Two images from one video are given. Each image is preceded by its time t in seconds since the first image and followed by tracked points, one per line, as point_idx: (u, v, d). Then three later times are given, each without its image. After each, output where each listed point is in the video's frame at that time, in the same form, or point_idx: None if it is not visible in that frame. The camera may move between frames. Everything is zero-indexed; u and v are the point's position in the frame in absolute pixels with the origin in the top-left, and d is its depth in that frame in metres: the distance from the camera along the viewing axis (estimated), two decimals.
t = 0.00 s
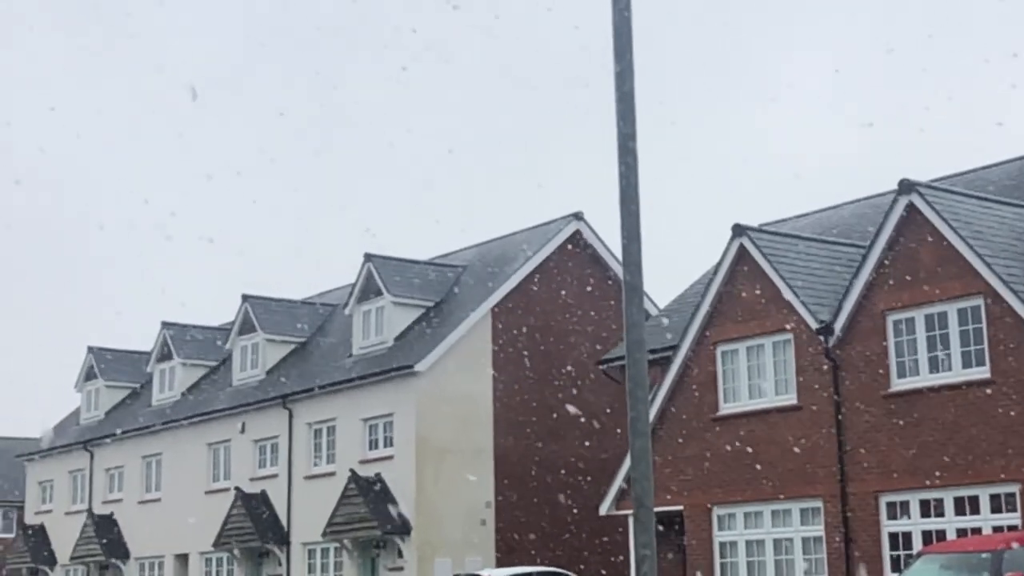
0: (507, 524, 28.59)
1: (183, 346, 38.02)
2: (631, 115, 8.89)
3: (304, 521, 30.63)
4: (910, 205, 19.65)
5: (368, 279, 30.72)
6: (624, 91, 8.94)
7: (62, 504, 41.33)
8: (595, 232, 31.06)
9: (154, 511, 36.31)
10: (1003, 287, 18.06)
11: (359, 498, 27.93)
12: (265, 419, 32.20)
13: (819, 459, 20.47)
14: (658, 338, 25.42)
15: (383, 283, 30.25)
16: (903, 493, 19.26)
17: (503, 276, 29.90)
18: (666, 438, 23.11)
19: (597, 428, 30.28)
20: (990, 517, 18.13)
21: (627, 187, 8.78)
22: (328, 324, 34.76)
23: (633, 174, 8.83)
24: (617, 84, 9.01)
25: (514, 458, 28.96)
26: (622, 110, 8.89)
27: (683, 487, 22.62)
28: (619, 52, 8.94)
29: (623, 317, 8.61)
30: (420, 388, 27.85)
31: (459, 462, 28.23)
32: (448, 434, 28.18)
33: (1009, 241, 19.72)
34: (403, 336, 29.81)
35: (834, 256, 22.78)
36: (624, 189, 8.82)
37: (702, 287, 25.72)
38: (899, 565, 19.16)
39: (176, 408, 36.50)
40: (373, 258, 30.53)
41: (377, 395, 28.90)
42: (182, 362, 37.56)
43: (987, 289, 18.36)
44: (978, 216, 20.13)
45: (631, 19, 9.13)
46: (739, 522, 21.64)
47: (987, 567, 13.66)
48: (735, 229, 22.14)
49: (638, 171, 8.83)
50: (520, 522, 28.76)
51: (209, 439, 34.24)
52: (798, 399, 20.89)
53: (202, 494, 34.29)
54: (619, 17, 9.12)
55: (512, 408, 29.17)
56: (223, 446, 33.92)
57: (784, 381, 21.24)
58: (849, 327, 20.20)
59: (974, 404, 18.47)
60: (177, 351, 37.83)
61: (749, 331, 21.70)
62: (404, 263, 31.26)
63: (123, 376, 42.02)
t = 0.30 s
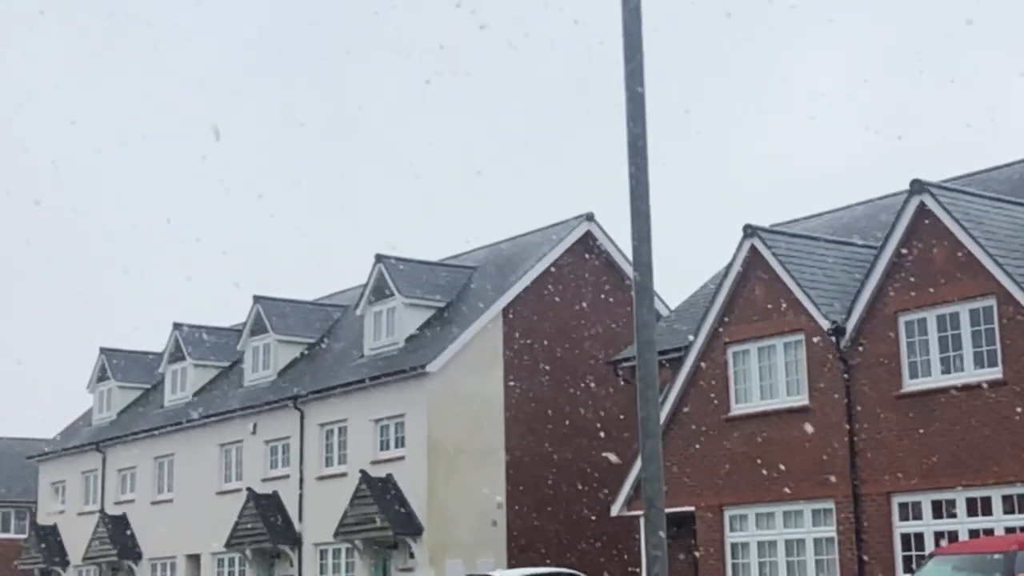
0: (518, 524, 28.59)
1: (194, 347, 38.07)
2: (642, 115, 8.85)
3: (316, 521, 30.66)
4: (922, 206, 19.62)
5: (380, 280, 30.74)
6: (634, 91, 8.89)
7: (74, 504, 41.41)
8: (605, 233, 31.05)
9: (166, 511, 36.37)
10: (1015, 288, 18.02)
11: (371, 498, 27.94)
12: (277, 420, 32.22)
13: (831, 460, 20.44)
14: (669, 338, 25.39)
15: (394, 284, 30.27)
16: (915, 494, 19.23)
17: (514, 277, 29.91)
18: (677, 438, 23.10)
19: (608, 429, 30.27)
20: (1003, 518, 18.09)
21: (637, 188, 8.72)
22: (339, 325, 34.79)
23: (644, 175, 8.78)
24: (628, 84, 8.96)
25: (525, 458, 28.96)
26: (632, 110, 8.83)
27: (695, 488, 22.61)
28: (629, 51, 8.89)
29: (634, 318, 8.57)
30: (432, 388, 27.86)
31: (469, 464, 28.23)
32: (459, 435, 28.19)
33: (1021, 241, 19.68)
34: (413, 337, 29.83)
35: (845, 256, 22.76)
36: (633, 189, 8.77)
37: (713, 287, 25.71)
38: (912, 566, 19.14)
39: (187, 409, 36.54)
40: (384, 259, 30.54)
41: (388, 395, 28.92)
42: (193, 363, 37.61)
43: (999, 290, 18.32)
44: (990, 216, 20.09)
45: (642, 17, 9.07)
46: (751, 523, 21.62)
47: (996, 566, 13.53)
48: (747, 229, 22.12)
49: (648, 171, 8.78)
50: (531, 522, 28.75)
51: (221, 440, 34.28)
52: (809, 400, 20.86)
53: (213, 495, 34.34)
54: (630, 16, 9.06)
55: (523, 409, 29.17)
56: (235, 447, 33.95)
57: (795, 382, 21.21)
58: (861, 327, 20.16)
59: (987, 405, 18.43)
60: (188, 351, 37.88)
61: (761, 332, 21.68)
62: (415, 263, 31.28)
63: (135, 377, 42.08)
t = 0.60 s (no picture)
0: (530, 524, 28.59)
1: (206, 347, 38.13)
2: (653, 115, 8.84)
3: (327, 521, 30.69)
4: (934, 206, 19.60)
5: (391, 280, 30.77)
6: (645, 90, 8.88)
7: (87, 504, 41.51)
8: (616, 233, 31.04)
9: (177, 511, 36.43)
10: None
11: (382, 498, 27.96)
12: (288, 420, 32.26)
13: (843, 460, 20.41)
14: (680, 339, 25.38)
15: (405, 284, 30.29)
16: (927, 494, 19.20)
17: (525, 277, 29.91)
18: (689, 439, 23.08)
19: (619, 429, 30.26)
20: (1015, 519, 18.05)
21: (647, 188, 8.73)
22: (350, 325, 34.82)
23: (654, 175, 8.78)
24: (638, 85, 8.96)
25: (536, 458, 28.97)
26: (643, 110, 8.83)
27: (707, 488, 22.59)
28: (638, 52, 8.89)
29: (644, 318, 8.55)
30: (443, 388, 27.87)
31: (480, 464, 28.23)
32: (470, 435, 28.19)
33: None
34: (424, 337, 29.85)
35: (857, 256, 22.74)
36: (644, 190, 8.78)
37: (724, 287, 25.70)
38: (924, 566, 19.11)
39: (199, 409, 36.61)
40: (395, 259, 30.58)
41: (399, 395, 28.94)
42: (205, 363, 37.66)
43: (1011, 290, 18.28)
44: (1002, 216, 20.05)
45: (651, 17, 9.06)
46: (762, 523, 21.59)
47: (1008, 565, 13.42)
48: (758, 229, 22.11)
49: (659, 172, 8.78)
50: (542, 522, 28.76)
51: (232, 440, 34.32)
52: (821, 400, 20.83)
53: (225, 495, 34.40)
54: (639, 16, 9.04)
55: (534, 409, 29.17)
56: (247, 447, 33.99)
57: (807, 382, 21.18)
58: (873, 327, 20.14)
59: (998, 405, 18.39)
60: (200, 352, 37.94)
61: (772, 332, 21.65)
62: (426, 263, 31.30)
63: (147, 377, 42.16)
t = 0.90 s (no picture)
0: (540, 525, 28.58)
1: (216, 348, 38.18)
2: (662, 115, 8.83)
3: (338, 522, 30.70)
4: (945, 206, 19.56)
5: (401, 281, 30.78)
6: (655, 91, 8.86)
7: (98, 504, 41.57)
8: (626, 233, 31.03)
9: (188, 511, 36.48)
10: None
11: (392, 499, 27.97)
12: (298, 421, 32.29)
13: (854, 461, 20.37)
14: (690, 339, 25.36)
15: (415, 284, 30.31)
16: (938, 495, 19.16)
17: (536, 278, 29.91)
18: (699, 439, 23.06)
19: (629, 429, 30.24)
20: None
21: (657, 188, 8.71)
22: (360, 326, 34.83)
23: (664, 176, 8.76)
24: (648, 85, 8.94)
25: (546, 459, 28.96)
26: (653, 112, 8.82)
27: (717, 488, 22.56)
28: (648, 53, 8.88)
29: (655, 319, 8.53)
30: (453, 389, 27.87)
31: (490, 464, 28.22)
32: (480, 435, 28.19)
33: None
34: (435, 337, 29.86)
35: (867, 256, 22.70)
36: (653, 192, 8.75)
37: (734, 287, 25.67)
38: (935, 566, 19.06)
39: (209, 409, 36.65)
40: (405, 259, 30.59)
41: (409, 396, 28.95)
42: (215, 364, 37.71)
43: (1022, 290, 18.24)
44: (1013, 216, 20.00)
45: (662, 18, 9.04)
46: (773, 523, 21.55)
47: (1023, 566, 13.34)
48: (768, 230, 22.07)
49: (669, 172, 8.76)
50: (552, 523, 28.73)
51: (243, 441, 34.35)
52: (831, 400, 20.79)
53: (236, 496, 34.43)
54: (649, 17, 9.03)
55: (544, 410, 29.15)
56: (257, 448, 34.01)
57: (817, 383, 21.13)
58: (883, 327, 20.10)
59: (1010, 405, 18.34)
60: (210, 352, 37.98)
61: (782, 332, 21.62)
62: (436, 264, 31.31)
63: (158, 377, 42.22)
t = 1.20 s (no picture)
0: (548, 525, 28.57)
1: (225, 348, 38.21)
2: (670, 116, 8.81)
3: (346, 522, 30.71)
4: (953, 205, 19.53)
5: (408, 281, 30.78)
6: (662, 91, 8.84)
7: (107, 505, 41.62)
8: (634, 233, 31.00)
9: (197, 512, 36.51)
10: None
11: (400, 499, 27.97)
12: (307, 421, 32.31)
13: (863, 461, 20.33)
14: (697, 339, 25.35)
15: (423, 284, 30.32)
16: (947, 494, 19.12)
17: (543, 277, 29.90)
18: (707, 439, 23.03)
19: (637, 429, 30.23)
20: None
21: (665, 188, 8.70)
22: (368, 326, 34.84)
23: (671, 175, 8.76)
24: (655, 84, 8.92)
25: (555, 459, 28.95)
26: (660, 112, 8.80)
27: (726, 488, 22.53)
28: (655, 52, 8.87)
29: (663, 319, 8.52)
30: (461, 389, 27.87)
31: (498, 464, 28.23)
32: (489, 435, 28.19)
33: None
34: (443, 337, 29.86)
35: (876, 255, 22.66)
36: (661, 191, 8.74)
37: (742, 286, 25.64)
38: (944, 566, 19.02)
39: (218, 409, 36.69)
40: (413, 259, 30.60)
41: (417, 396, 28.96)
42: (224, 363, 37.74)
43: None
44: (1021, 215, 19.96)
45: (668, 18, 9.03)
46: (782, 523, 21.52)
47: None
48: (776, 229, 22.05)
49: (676, 173, 8.75)
50: (560, 523, 28.72)
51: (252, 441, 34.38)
52: (840, 400, 20.75)
53: (244, 496, 34.46)
54: (656, 17, 9.02)
55: (552, 409, 29.14)
56: (266, 448, 34.03)
57: (826, 382, 21.10)
58: (892, 327, 20.07)
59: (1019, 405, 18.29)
60: (219, 352, 38.01)
61: (790, 332, 21.58)
62: (444, 264, 31.31)
63: (166, 378, 42.26)
